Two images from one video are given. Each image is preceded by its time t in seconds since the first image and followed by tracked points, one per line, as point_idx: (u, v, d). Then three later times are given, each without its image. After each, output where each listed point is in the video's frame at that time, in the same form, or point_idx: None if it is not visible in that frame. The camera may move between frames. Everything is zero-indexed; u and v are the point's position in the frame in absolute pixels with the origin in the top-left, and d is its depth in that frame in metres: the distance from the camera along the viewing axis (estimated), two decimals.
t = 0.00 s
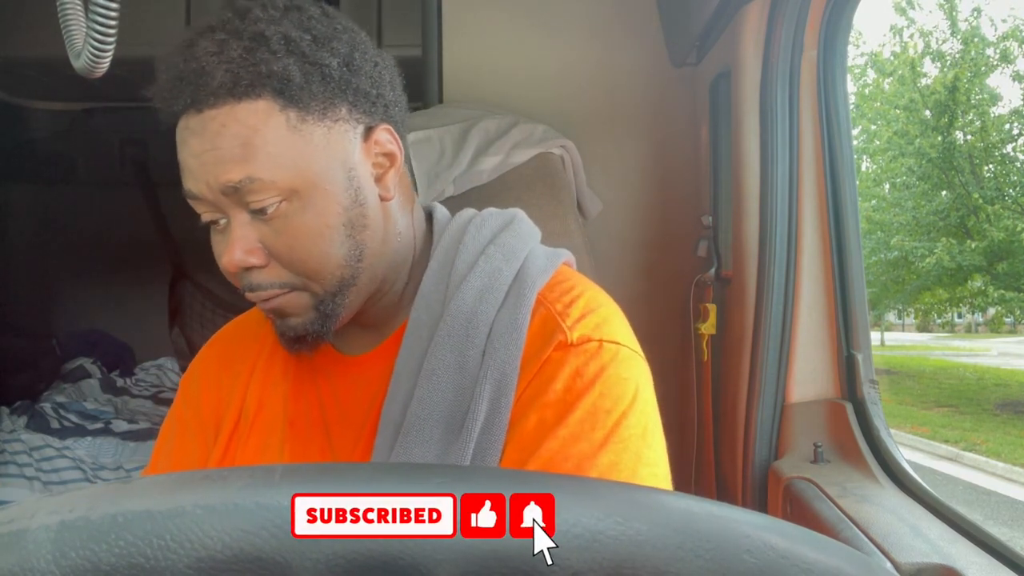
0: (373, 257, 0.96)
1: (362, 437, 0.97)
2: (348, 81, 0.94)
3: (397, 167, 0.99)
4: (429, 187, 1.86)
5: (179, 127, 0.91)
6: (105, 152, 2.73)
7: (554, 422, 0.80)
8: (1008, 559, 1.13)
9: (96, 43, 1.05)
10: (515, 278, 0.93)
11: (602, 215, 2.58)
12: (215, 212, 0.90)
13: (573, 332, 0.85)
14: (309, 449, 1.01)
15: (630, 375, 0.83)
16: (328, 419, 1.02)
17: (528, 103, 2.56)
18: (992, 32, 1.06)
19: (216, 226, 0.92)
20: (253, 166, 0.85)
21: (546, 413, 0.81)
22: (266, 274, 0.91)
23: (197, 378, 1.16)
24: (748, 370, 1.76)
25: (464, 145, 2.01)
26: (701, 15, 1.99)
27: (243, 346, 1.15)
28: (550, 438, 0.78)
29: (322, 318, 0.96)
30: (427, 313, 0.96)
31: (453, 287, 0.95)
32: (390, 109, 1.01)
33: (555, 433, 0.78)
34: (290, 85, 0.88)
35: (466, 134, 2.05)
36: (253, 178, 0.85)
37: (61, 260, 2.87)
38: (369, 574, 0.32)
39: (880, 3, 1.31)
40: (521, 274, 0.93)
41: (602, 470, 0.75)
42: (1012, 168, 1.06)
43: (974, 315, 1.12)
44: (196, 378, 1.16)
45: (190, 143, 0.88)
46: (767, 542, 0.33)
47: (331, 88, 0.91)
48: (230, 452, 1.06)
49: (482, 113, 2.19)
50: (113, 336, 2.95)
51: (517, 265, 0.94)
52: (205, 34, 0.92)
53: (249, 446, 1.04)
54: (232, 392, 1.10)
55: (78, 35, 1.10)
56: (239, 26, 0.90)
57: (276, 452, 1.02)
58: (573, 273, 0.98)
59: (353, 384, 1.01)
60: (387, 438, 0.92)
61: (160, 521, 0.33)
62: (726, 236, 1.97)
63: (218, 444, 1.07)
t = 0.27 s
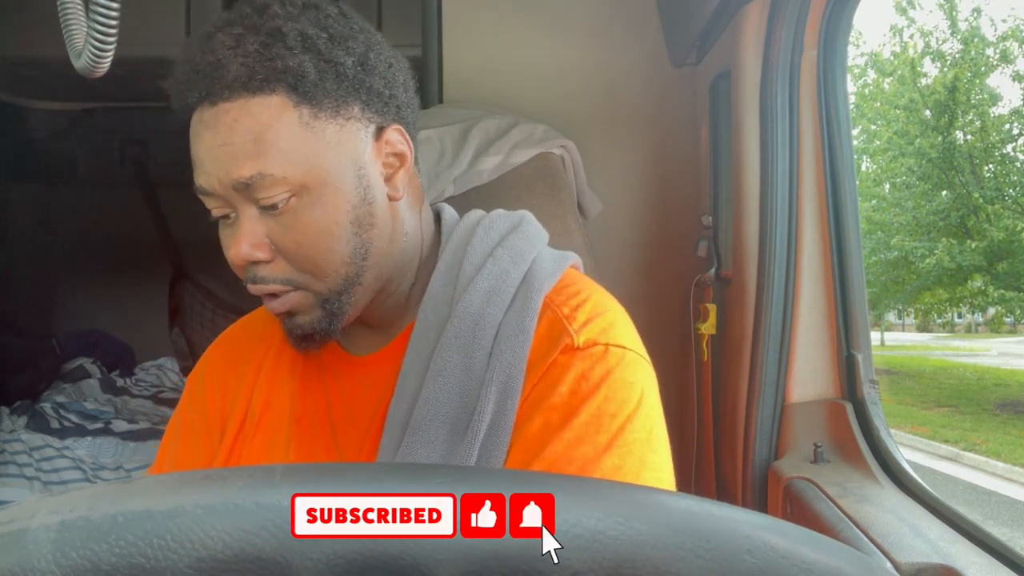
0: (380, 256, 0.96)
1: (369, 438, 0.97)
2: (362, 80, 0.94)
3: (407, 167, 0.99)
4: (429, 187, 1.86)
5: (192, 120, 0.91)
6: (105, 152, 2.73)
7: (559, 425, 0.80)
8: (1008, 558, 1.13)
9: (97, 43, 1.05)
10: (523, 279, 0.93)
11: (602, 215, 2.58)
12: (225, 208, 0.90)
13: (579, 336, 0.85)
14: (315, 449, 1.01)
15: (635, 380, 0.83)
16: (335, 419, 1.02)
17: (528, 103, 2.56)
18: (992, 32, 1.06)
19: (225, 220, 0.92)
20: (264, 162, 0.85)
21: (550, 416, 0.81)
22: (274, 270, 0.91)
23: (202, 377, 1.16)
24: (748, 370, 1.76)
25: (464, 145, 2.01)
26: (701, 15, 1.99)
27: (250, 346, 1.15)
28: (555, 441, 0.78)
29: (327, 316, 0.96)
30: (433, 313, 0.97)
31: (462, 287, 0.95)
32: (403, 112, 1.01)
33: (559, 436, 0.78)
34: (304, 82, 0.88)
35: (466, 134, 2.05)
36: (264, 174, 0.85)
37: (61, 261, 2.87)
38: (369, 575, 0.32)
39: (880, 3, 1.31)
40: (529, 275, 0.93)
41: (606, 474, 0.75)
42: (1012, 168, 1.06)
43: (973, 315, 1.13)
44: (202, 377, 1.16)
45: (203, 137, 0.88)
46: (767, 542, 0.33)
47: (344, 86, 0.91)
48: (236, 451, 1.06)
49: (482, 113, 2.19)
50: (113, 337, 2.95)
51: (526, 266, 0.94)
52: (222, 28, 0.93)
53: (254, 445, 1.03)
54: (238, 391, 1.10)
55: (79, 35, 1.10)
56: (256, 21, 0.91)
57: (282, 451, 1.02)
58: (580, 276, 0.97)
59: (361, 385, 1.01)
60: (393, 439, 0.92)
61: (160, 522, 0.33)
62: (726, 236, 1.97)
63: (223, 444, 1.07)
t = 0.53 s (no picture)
0: (384, 257, 0.96)
1: (371, 437, 0.97)
2: (364, 83, 0.94)
3: (410, 167, 0.99)
4: (428, 187, 1.86)
5: (196, 124, 0.91)
6: (105, 152, 2.73)
7: (561, 425, 0.80)
8: (1008, 558, 1.13)
9: (96, 43, 1.05)
10: (526, 280, 0.93)
11: (602, 215, 2.58)
12: (231, 212, 0.90)
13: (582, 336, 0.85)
14: (318, 449, 1.01)
15: (638, 380, 0.83)
16: (337, 419, 1.02)
17: (528, 103, 2.56)
18: (992, 32, 1.06)
19: (230, 224, 0.93)
20: (268, 167, 0.85)
21: (553, 415, 0.81)
22: (279, 272, 0.92)
23: (207, 376, 1.16)
24: (748, 370, 1.76)
25: (464, 145, 2.01)
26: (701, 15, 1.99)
27: (254, 346, 1.15)
28: (557, 441, 0.78)
29: (332, 317, 0.96)
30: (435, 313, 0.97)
31: (465, 288, 0.95)
32: (405, 112, 1.01)
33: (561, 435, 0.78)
34: (307, 86, 0.87)
35: (466, 134, 2.05)
36: (268, 179, 0.85)
37: (61, 261, 2.87)
38: (368, 575, 0.32)
39: (880, 3, 1.31)
40: (532, 277, 0.93)
41: (608, 474, 0.76)
42: (1012, 168, 1.06)
43: (974, 315, 1.13)
44: (206, 377, 1.16)
45: (206, 142, 0.88)
46: (767, 542, 0.33)
47: (346, 90, 0.91)
48: (240, 451, 1.06)
49: (482, 113, 2.19)
50: (113, 337, 2.95)
51: (528, 267, 0.94)
52: (224, 33, 0.92)
53: (257, 445, 1.04)
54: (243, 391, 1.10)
55: (78, 35, 1.10)
56: (258, 26, 0.91)
57: (285, 450, 1.02)
58: (584, 277, 0.97)
59: (363, 385, 1.01)
60: (395, 438, 0.92)
61: (159, 522, 0.33)
62: (726, 236, 1.97)
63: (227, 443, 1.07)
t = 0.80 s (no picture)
0: (382, 257, 0.96)
1: (371, 437, 0.97)
2: (360, 84, 0.94)
3: (407, 167, 0.99)
4: (428, 187, 1.86)
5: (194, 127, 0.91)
6: (105, 152, 2.73)
7: (561, 426, 0.80)
8: (1008, 558, 1.13)
9: (96, 43, 1.05)
10: (525, 281, 0.93)
11: (602, 215, 2.58)
12: (229, 214, 0.91)
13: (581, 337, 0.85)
14: (317, 448, 1.01)
15: (637, 381, 0.83)
16: (337, 419, 1.02)
17: (528, 103, 2.56)
18: (992, 32, 1.06)
19: (230, 225, 0.93)
20: (266, 169, 0.85)
21: (552, 416, 0.81)
22: (278, 273, 0.92)
23: (207, 376, 1.16)
24: (748, 370, 1.76)
25: (464, 145, 2.01)
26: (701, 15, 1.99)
27: (254, 346, 1.15)
28: (556, 442, 0.78)
29: (330, 318, 0.96)
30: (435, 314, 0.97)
31: (464, 288, 0.95)
32: (402, 112, 1.01)
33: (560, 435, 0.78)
34: (303, 88, 0.87)
35: (466, 134, 2.05)
36: (266, 182, 0.85)
37: (61, 261, 2.87)
38: (368, 574, 0.32)
39: (880, 3, 1.31)
40: (530, 278, 0.93)
41: (607, 474, 0.76)
42: (1012, 168, 1.06)
43: (974, 315, 1.13)
44: (206, 377, 1.16)
45: (204, 145, 0.88)
46: (767, 542, 0.33)
47: (343, 91, 0.91)
48: (239, 451, 1.06)
49: (482, 113, 2.19)
50: (114, 337, 2.95)
51: (527, 267, 0.94)
52: (220, 35, 0.92)
53: (257, 445, 1.04)
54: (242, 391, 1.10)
55: (78, 35, 1.10)
56: (254, 28, 0.91)
57: (285, 450, 1.02)
58: (583, 277, 0.97)
59: (363, 385, 1.01)
60: (395, 438, 0.92)
61: (160, 522, 0.33)
62: (726, 236, 1.97)
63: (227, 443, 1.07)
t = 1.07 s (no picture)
0: (379, 257, 0.96)
1: (368, 438, 0.97)
2: (356, 83, 0.94)
3: (404, 167, 0.99)
4: (428, 187, 1.86)
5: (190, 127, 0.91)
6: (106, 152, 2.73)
7: (560, 434, 0.80)
8: (1008, 559, 1.13)
9: (97, 43, 1.05)
10: (522, 282, 0.93)
11: (602, 215, 2.58)
12: (226, 214, 0.91)
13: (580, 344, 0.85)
14: (315, 449, 1.01)
15: (636, 389, 0.83)
16: (334, 419, 1.02)
17: (528, 103, 2.56)
18: (992, 32, 1.06)
19: (227, 225, 0.93)
20: (261, 170, 0.85)
21: (550, 424, 0.81)
22: (275, 273, 0.92)
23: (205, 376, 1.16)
24: (748, 370, 1.76)
25: (464, 145, 2.01)
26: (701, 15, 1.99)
27: (252, 346, 1.15)
28: (555, 450, 0.78)
29: (327, 317, 0.96)
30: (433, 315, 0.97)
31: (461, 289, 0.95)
32: (398, 112, 1.01)
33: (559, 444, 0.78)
34: (298, 88, 0.87)
35: (466, 134, 2.05)
36: (261, 182, 0.85)
37: (61, 261, 2.87)
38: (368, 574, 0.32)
39: (880, 3, 1.31)
40: (527, 279, 0.93)
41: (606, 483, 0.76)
42: (1012, 168, 1.06)
43: (973, 315, 1.13)
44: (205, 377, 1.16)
45: (200, 145, 0.88)
46: (767, 542, 0.33)
47: (338, 91, 0.91)
48: (238, 451, 1.06)
49: (482, 113, 2.19)
50: (114, 337, 2.95)
51: (524, 268, 0.94)
52: (216, 35, 0.92)
53: (255, 446, 1.04)
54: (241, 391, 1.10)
55: (79, 35, 1.10)
56: (249, 28, 0.91)
57: (283, 451, 1.02)
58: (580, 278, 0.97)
59: (361, 385, 1.01)
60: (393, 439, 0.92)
61: (159, 522, 0.33)
62: (726, 237, 1.97)
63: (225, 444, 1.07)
